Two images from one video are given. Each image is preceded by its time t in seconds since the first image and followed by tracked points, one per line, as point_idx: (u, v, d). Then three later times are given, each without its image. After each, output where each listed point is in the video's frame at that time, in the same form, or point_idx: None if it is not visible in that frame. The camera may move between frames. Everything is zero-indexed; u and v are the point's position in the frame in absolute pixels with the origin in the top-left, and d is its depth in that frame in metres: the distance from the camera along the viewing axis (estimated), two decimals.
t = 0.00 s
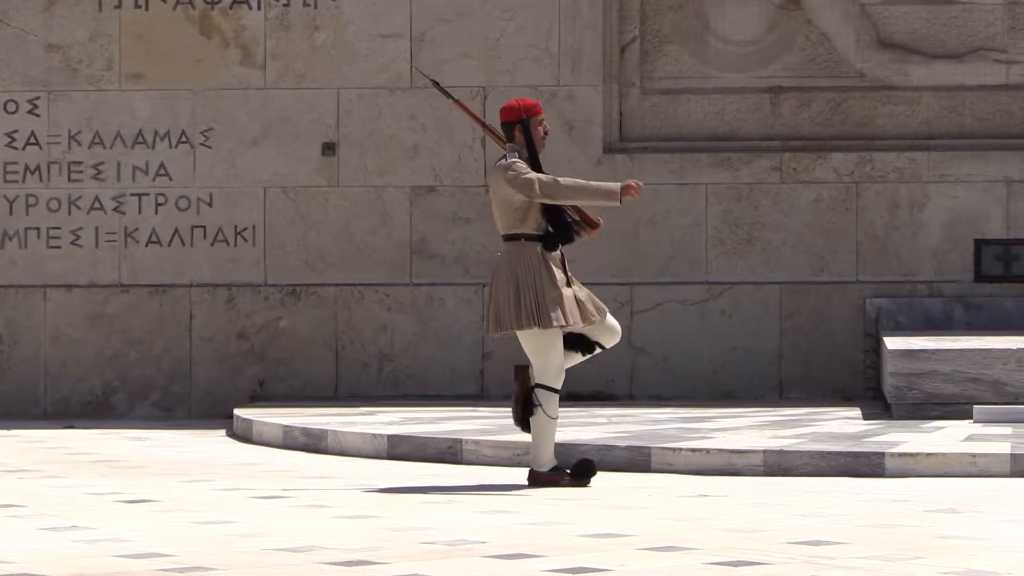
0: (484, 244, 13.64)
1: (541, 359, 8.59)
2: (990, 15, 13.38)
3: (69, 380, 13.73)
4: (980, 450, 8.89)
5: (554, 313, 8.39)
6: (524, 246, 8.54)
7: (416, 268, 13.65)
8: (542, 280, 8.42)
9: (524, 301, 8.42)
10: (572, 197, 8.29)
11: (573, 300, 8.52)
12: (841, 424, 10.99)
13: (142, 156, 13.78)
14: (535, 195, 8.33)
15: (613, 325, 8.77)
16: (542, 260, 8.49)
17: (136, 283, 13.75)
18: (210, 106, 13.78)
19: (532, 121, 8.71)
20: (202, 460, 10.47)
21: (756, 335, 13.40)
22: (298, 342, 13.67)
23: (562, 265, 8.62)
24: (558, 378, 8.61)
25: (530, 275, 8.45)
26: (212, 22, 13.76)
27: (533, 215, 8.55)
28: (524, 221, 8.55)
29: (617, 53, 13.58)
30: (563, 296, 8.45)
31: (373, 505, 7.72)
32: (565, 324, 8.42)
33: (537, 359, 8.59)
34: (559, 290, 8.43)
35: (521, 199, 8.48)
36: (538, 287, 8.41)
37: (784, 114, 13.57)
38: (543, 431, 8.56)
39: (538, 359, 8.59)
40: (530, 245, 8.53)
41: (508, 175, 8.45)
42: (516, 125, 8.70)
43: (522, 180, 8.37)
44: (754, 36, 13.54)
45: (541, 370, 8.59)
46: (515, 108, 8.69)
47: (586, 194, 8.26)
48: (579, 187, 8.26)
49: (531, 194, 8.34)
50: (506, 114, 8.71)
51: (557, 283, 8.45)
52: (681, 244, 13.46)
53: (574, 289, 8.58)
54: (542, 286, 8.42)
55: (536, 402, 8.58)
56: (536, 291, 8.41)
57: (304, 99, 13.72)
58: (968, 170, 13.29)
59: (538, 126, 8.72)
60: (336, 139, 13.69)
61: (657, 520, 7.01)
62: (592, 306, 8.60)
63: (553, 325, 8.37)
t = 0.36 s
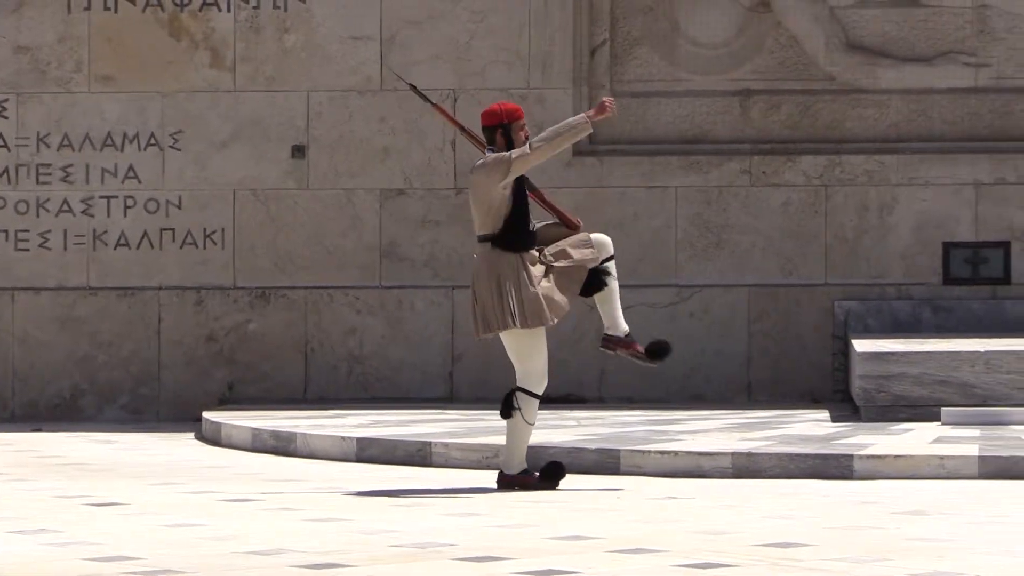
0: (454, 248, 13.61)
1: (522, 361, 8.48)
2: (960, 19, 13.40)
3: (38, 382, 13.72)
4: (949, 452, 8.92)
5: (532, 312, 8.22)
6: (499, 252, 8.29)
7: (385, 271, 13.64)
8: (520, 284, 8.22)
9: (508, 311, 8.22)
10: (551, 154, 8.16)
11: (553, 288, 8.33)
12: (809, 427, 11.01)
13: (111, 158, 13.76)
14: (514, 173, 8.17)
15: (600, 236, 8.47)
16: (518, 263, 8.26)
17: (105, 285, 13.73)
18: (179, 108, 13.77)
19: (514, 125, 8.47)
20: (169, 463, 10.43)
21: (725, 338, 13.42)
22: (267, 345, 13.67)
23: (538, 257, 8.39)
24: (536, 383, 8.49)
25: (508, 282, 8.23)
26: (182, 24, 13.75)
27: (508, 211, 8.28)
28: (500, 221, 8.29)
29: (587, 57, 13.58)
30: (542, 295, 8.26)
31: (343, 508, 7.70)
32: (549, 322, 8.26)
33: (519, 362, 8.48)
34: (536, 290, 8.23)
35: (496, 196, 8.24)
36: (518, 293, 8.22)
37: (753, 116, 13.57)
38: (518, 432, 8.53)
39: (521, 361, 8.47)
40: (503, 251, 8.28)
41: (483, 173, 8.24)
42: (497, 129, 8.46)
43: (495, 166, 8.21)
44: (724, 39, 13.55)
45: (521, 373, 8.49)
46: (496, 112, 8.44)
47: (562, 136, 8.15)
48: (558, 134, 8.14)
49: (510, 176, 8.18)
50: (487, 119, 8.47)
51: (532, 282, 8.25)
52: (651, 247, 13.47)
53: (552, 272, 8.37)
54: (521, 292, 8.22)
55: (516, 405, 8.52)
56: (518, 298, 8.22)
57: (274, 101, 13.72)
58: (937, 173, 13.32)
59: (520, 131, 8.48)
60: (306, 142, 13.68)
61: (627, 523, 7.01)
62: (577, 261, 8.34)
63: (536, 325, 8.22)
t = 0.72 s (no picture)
0: (405, 250, 13.57)
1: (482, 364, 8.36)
2: (909, 21, 13.47)
3: None
4: (900, 454, 8.95)
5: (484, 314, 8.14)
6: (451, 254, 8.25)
7: (337, 272, 13.61)
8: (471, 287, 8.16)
9: (460, 314, 8.14)
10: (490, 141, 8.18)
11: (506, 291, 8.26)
12: (760, 427, 11.04)
13: (61, 160, 13.74)
14: (460, 169, 8.23)
15: (556, 248, 8.43)
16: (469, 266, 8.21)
17: (56, 286, 13.71)
18: (129, 109, 13.75)
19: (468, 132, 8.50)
20: (119, 464, 10.38)
21: (677, 340, 13.44)
22: (219, 347, 13.64)
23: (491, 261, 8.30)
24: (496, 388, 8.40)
25: (460, 284, 8.16)
26: (133, 25, 13.73)
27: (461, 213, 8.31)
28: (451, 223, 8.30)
29: (538, 58, 13.59)
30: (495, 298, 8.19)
31: (295, 510, 7.66)
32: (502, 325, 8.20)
33: (479, 365, 8.36)
34: (488, 293, 8.17)
35: (446, 197, 8.28)
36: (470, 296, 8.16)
37: (705, 118, 13.60)
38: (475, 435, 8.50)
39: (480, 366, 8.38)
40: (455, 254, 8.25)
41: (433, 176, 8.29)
42: (451, 136, 8.47)
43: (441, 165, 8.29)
44: (675, 40, 13.58)
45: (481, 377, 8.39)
46: (451, 119, 8.47)
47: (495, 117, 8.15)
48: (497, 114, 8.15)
49: (455, 173, 8.24)
50: (441, 126, 8.49)
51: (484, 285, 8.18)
52: (603, 249, 13.47)
53: (505, 275, 8.29)
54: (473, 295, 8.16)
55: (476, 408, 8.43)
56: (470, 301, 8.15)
57: (225, 103, 13.69)
58: (888, 174, 13.36)
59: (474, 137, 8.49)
60: (256, 143, 13.65)
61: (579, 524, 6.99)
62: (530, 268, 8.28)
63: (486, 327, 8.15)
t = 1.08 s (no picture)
0: (391, 251, 13.56)
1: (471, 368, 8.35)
2: (895, 23, 13.48)
3: None
4: (886, 455, 8.97)
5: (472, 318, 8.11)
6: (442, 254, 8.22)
7: (322, 274, 13.60)
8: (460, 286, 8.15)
9: (447, 311, 8.09)
10: (479, 139, 8.20)
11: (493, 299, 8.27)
12: (746, 430, 11.05)
13: (47, 161, 13.72)
14: (452, 169, 8.21)
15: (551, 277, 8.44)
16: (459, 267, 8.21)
17: (42, 288, 13.69)
18: (115, 110, 13.73)
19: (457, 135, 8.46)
20: (104, 466, 10.36)
21: (662, 342, 13.44)
22: (205, 349, 13.61)
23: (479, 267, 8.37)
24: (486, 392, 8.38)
25: (449, 286, 8.13)
26: (118, 27, 13.72)
27: (453, 214, 8.30)
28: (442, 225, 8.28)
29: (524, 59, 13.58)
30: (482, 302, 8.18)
31: (281, 511, 7.65)
32: (487, 330, 8.16)
33: (468, 368, 8.36)
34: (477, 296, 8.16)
35: (438, 199, 8.25)
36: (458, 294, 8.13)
37: (691, 120, 13.61)
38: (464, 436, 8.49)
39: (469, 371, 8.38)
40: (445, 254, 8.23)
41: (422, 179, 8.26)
42: (440, 140, 8.46)
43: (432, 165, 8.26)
44: (661, 42, 13.58)
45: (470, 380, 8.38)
46: (438, 122, 8.45)
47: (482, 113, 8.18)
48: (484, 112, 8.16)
49: (447, 172, 8.21)
50: (429, 130, 8.47)
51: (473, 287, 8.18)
52: (589, 251, 13.47)
53: (494, 284, 8.33)
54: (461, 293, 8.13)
55: (466, 411, 8.41)
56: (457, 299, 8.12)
57: (210, 104, 13.67)
58: (874, 176, 13.37)
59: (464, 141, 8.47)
60: (242, 145, 13.64)
61: (566, 526, 6.98)
62: (518, 285, 8.35)
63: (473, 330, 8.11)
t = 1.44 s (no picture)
0: (376, 255, 13.56)
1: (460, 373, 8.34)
2: (880, 27, 13.49)
3: None
4: (870, 459, 8.98)
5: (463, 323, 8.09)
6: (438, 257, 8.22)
7: (307, 278, 13.59)
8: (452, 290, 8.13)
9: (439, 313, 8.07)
10: (481, 143, 8.22)
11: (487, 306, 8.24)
12: (731, 433, 11.06)
13: (32, 165, 13.71)
14: (452, 173, 8.24)
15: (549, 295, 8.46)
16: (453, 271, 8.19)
17: (26, 292, 13.68)
18: (100, 113, 13.71)
19: (457, 137, 8.44)
20: (89, 469, 10.33)
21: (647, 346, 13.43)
22: (189, 353, 13.59)
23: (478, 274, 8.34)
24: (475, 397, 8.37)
25: (444, 289, 8.11)
26: (103, 30, 13.70)
27: (452, 217, 8.31)
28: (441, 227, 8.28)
29: (509, 63, 13.59)
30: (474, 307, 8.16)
31: (265, 515, 7.63)
32: (477, 335, 8.13)
33: (457, 372, 8.35)
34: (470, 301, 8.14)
35: (437, 202, 8.28)
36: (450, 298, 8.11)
37: (675, 124, 13.63)
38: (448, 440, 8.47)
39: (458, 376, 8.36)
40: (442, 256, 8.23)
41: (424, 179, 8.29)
42: (441, 143, 8.44)
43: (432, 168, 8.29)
44: (646, 46, 13.59)
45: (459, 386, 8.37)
46: (439, 125, 8.43)
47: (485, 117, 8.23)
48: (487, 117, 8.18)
49: (448, 175, 8.24)
50: (430, 132, 8.46)
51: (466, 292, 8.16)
52: (573, 255, 13.47)
53: (491, 291, 8.30)
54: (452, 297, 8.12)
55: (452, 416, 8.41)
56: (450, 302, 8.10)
57: (195, 108, 13.66)
58: (858, 180, 13.39)
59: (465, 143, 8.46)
60: (227, 148, 13.63)
61: (551, 530, 6.98)
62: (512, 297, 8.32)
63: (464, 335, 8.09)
